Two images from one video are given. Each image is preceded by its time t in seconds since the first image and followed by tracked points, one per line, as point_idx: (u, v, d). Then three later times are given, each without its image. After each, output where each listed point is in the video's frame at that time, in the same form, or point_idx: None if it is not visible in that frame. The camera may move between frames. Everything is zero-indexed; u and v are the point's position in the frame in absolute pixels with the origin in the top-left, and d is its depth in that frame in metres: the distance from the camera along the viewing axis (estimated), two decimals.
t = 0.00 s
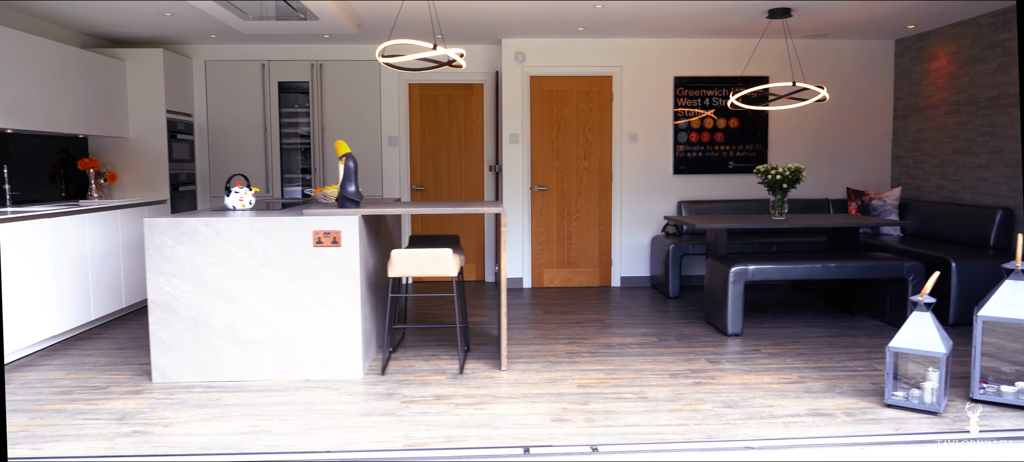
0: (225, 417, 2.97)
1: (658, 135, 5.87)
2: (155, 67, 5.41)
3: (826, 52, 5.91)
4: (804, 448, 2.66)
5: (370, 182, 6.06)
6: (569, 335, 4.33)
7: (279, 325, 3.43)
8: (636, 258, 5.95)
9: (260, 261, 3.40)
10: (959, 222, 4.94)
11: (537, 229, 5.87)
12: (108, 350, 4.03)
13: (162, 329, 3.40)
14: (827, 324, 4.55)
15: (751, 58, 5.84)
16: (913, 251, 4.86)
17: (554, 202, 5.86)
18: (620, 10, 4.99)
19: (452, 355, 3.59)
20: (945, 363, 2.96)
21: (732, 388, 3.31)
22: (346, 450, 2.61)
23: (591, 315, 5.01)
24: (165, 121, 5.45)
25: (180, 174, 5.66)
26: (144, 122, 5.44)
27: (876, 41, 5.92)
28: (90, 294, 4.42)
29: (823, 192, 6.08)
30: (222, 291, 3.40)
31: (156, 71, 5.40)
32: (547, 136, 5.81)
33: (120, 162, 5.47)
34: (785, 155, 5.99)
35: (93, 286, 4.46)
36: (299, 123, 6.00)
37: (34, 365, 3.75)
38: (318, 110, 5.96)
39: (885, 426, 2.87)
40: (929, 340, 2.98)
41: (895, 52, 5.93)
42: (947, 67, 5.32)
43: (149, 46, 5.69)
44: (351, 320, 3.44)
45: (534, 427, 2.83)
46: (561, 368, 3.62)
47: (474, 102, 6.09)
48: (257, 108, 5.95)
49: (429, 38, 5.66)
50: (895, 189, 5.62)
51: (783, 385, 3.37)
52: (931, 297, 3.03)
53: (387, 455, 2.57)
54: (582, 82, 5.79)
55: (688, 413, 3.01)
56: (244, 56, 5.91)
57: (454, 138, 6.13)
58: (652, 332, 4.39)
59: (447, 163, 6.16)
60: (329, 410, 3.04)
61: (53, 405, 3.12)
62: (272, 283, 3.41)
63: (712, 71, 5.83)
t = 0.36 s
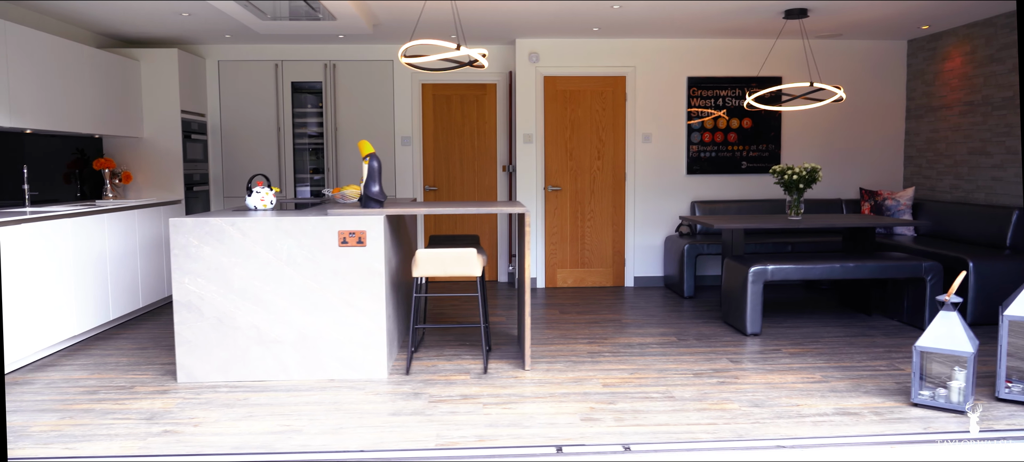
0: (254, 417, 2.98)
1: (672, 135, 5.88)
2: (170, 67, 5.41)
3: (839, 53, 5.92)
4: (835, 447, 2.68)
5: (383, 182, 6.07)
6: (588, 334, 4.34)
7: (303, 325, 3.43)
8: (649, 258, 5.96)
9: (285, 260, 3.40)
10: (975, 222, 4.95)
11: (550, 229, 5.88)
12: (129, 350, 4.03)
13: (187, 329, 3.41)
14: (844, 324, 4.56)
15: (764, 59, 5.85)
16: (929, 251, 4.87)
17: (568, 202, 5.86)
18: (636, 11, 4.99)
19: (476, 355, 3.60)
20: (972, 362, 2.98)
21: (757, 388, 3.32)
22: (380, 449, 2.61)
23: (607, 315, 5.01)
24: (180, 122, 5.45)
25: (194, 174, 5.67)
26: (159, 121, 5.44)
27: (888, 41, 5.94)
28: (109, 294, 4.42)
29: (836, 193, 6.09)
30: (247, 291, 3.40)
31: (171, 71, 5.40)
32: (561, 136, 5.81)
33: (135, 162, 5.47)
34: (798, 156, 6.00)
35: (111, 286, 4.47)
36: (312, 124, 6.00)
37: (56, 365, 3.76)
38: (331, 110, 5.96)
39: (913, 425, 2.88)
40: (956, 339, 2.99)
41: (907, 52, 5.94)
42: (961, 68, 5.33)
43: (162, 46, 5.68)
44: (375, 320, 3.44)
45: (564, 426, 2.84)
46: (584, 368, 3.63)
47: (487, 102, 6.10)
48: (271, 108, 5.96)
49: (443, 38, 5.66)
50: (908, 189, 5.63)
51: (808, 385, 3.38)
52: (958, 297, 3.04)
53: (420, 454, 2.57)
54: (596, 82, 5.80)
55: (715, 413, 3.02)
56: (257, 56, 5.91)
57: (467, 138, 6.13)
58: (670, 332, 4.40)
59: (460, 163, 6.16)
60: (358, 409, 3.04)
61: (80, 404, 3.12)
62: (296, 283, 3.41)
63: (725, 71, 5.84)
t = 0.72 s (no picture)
0: (286, 417, 2.98)
1: (687, 135, 5.89)
2: (187, 68, 5.41)
3: (853, 53, 5.94)
4: (868, 446, 2.69)
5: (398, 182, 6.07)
6: (609, 334, 4.35)
7: (330, 325, 3.43)
8: (663, 258, 5.97)
9: (313, 260, 3.40)
10: (991, 222, 4.97)
11: (565, 228, 5.88)
12: (152, 350, 4.04)
13: (214, 329, 3.41)
14: (863, 324, 4.57)
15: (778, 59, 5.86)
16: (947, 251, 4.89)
17: (583, 202, 5.88)
18: (654, 12, 5.01)
19: (502, 355, 3.61)
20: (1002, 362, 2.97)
21: (785, 387, 3.34)
22: (416, 449, 2.62)
23: (625, 315, 5.02)
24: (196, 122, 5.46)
25: (209, 174, 5.67)
26: (176, 121, 5.45)
27: (902, 42, 5.96)
28: (129, 294, 4.42)
29: (850, 193, 6.11)
30: (274, 291, 3.40)
31: (187, 71, 5.41)
32: (576, 136, 5.82)
33: (152, 162, 5.48)
34: (812, 156, 6.02)
35: (132, 286, 4.47)
36: (327, 124, 6.00)
37: (81, 365, 3.77)
38: (346, 110, 5.96)
39: (945, 424, 2.90)
40: (985, 339, 3.00)
41: (921, 53, 5.95)
42: (976, 68, 5.34)
43: (178, 46, 5.68)
44: (403, 320, 3.45)
45: (597, 426, 2.85)
46: (609, 367, 3.64)
47: (502, 103, 6.10)
48: (286, 108, 5.96)
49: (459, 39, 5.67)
50: (923, 189, 5.65)
51: (834, 384, 3.39)
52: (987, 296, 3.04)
53: (457, 453, 2.58)
54: (611, 82, 5.81)
55: (746, 412, 3.03)
56: (272, 56, 5.91)
57: (481, 137, 6.14)
58: (691, 332, 4.41)
59: (474, 163, 6.16)
60: (389, 409, 3.05)
61: (111, 404, 3.13)
62: (324, 283, 3.41)
63: (740, 71, 5.85)
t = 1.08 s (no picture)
0: (317, 416, 2.99)
1: (701, 135, 5.91)
2: (203, 68, 5.42)
3: (866, 54, 5.95)
4: (900, 445, 2.70)
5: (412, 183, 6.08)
6: (628, 334, 4.36)
7: (357, 325, 3.44)
8: (677, 258, 5.98)
9: (340, 260, 3.41)
10: (1007, 222, 4.99)
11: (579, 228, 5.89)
12: (174, 350, 4.05)
13: (241, 329, 3.41)
14: (881, 324, 4.59)
15: (792, 60, 5.88)
16: (963, 251, 4.91)
17: (598, 202, 5.89)
18: (671, 12, 5.02)
19: (527, 354, 3.62)
20: None
21: (810, 386, 3.35)
22: (451, 448, 2.63)
23: (642, 315, 5.03)
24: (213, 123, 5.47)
25: (225, 174, 5.68)
26: (192, 121, 5.45)
27: (915, 42, 5.98)
28: (149, 294, 4.43)
29: (862, 193, 6.12)
30: (301, 291, 3.41)
31: (204, 72, 5.41)
32: (591, 137, 5.84)
33: (168, 162, 5.49)
34: (825, 156, 6.04)
35: (152, 286, 4.47)
36: (341, 124, 6.01)
37: (105, 365, 3.77)
38: (360, 110, 5.96)
39: (974, 422, 2.91)
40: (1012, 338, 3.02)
41: (933, 53, 5.97)
42: (990, 68, 5.36)
43: (193, 46, 5.69)
44: (429, 320, 3.46)
45: (629, 425, 2.86)
46: (633, 367, 3.65)
47: (516, 103, 6.12)
48: (300, 108, 5.97)
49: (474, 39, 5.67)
50: (936, 189, 5.67)
51: (859, 383, 3.41)
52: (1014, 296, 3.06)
53: (493, 452, 2.58)
54: (626, 83, 5.82)
55: (775, 411, 3.04)
56: (287, 57, 5.91)
57: (495, 137, 6.15)
58: (710, 331, 4.43)
59: (488, 163, 6.17)
60: (420, 409, 3.06)
61: (140, 404, 3.13)
62: (351, 283, 3.42)
63: (754, 72, 5.87)
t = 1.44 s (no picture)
0: (344, 416, 3.00)
1: (713, 135, 5.92)
2: (217, 69, 5.43)
3: (877, 55, 5.97)
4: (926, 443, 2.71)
5: (423, 183, 6.09)
6: (645, 334, 4.37)
7: (379, 325, 3.45)
8: (689, 258, 6.00)
9: (363, 260, 3.41)
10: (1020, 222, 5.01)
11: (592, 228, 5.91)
12: (193, 350, 4.05)
13: (263, 328, 3.42)
14: (896, 323, 4.61)
15: (803, 61, 5.90)
16: (976, 251, 4.92)
17: (610, 202, 5.91)
18: (684, 14, 5.03)
19: (548, 354, 3.64)
20: None
21: (832, 386, 3.37)
22: (481, 447, 2.64)
23: (656, 314, 5.05)
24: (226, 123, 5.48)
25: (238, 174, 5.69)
26: (206, 121, 5.46)
27: (926, 43, 5.99)
28: (166, 294, 4.43)
29: (873, 193, 6.14)
30: (324, 291, 3.41)
31: (217, 72, 5.42)
32: (603, 137, 5.85)
33: (182, 163, 5.49)
34: (836, 157, 6.05)
35: (169, 286, 4.48)
36: (354, 124, 6.01)
37: (126, 365, 3.78)
38: (372, 110, 5.97)
39: (998, 421, 2.92)
40: None
41: (944, 54, 5.99)
42: (1002, 69, 5.37)
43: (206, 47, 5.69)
44: (452, 320, 3.47)
45: (655, 424, 2.87)
46: (653, 366, 3.67)
47: (528, 103, 6.13)
48: (313, 109, 5.97)
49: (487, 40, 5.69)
50: (947, 189, 5.68)
51: (880, 382, 3.42)
52: None
53: (523, 451, 2.59)
54: (638, 83, 5.83)
55: (799, 410, 3.06)
56: (299, 57, 5.92)
57: (507, 137, 6.16)
58: (726, 331, 4.44)
59: (500, 163, 6.18)
60: (446, 408, 3.07)
61: (165, 404, 3.14)
62: (374, 283, 3.43)
63: (765, 72, 5.88)
